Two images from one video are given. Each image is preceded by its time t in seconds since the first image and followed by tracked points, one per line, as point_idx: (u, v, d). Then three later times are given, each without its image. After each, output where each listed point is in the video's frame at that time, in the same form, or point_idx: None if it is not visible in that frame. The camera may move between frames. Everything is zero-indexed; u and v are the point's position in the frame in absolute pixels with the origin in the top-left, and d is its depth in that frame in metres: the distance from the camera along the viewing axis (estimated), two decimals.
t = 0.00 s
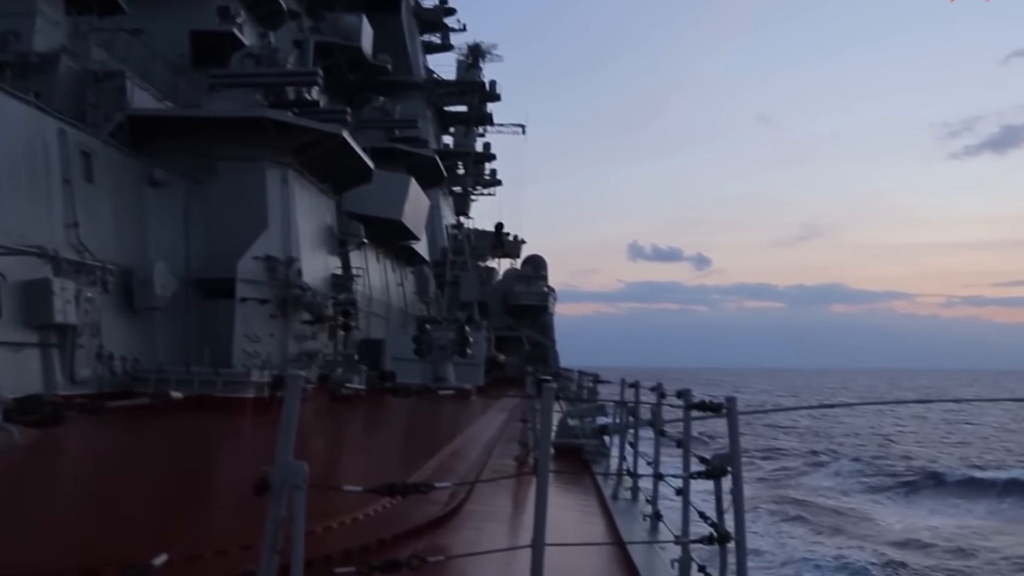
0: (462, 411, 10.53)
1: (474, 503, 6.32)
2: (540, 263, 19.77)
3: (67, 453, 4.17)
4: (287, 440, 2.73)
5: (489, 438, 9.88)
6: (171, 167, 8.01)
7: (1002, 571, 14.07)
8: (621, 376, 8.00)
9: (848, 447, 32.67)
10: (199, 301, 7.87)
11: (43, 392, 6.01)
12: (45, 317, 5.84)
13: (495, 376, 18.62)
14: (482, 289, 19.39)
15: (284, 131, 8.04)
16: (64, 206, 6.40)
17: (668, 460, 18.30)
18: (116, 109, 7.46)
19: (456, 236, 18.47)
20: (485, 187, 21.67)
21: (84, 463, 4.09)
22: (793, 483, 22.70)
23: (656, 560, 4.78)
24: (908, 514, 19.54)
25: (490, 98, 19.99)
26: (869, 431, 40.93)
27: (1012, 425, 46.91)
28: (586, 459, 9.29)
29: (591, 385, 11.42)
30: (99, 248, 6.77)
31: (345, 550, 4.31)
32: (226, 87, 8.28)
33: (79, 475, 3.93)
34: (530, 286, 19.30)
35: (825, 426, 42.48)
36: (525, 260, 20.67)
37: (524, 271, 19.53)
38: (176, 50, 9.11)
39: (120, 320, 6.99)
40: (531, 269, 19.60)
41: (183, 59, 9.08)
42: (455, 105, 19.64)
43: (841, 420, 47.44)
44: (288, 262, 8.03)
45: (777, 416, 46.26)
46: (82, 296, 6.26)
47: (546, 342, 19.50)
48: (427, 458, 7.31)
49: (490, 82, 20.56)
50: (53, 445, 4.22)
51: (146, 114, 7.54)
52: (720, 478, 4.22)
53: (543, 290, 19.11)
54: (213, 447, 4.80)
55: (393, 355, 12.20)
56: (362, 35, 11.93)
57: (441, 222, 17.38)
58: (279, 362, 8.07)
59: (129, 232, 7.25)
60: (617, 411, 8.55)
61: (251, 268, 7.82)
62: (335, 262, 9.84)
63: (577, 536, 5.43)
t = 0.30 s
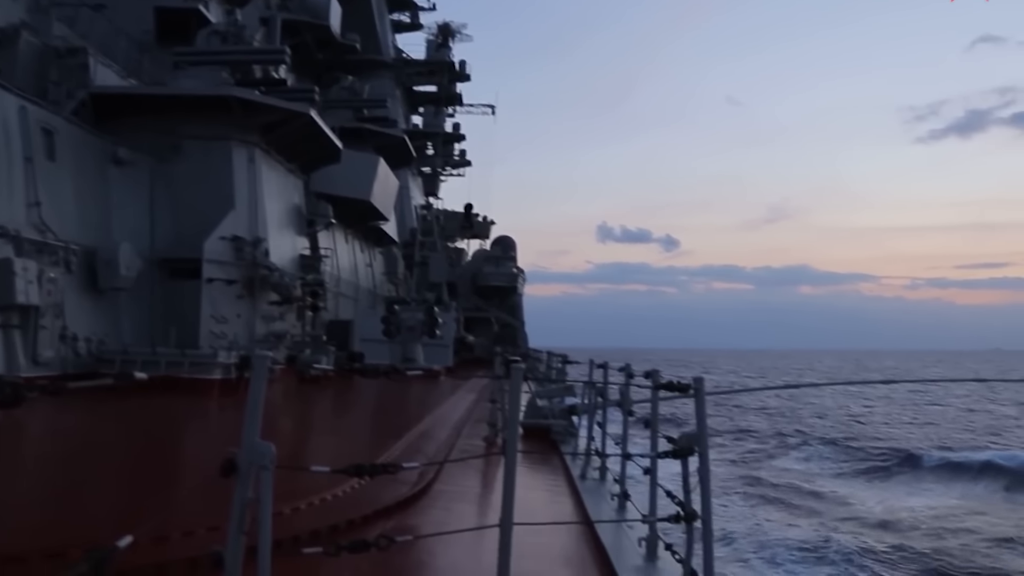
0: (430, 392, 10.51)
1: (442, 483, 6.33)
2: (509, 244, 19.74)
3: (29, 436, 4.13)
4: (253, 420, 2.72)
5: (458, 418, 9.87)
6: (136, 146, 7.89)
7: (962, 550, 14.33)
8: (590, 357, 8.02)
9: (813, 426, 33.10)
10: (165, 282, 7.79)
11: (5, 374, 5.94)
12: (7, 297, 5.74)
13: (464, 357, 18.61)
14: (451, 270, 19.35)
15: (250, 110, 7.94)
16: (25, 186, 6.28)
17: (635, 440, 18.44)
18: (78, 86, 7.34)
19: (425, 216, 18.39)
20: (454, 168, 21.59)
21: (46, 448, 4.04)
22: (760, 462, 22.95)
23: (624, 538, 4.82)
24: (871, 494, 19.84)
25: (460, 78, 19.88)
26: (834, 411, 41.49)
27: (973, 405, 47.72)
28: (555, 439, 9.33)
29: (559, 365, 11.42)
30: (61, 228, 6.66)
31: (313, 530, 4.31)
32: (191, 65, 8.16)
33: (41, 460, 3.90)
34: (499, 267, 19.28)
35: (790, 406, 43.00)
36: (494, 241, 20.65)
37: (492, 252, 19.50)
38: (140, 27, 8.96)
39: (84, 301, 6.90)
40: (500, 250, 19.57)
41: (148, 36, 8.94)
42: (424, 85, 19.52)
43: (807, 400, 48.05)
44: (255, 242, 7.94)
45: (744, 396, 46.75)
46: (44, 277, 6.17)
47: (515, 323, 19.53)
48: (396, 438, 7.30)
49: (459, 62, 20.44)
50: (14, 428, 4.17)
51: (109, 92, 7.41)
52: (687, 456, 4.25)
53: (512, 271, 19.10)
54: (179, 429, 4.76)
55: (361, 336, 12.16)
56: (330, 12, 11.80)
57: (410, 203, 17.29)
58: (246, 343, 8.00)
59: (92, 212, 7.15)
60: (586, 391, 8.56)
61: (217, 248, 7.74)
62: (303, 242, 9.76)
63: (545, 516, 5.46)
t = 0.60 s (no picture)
0: (395, 370, 10.47)
1: (407, 460, 6.31)
2: (475, 221, 19.70)
3: None
4: (214, 401, 2.69)
5: (422, 395, 9.85)
6: (94, 120, 7.73)
7: (920, 522, 14.61)
8: (555, 332, 8.02)
9: (775, 402, 33.52)
10: (125, 259, 7.67)
11: None
12: None
13: (429, 334, 18.61)
14: (416, 247, 19.29)
15: (211, 85, 7.81)
16: None
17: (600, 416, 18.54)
18: (34, 60, 7.24)
19: (390, 193, 18.29)
20: (419, 144, 21.47)
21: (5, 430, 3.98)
22: (722, 438, 23.23)
23: (588, 513, 4.84)
24: (831, 468, 20.14)
25: (425, 54, 19.72)
26: (795, 387, 42.08)
27: (931, 381, 48.57)
28: (520, 415, 9.34)
29: (524, 342, 11.42)
30: (16, 204, 6.52)
31: (277, 509, 4.30)
32: (150, 38, 8.00)
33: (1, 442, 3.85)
34: (465, 244, 19.26)
35: (753, 382, 43.51)
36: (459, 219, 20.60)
37: (458, 229, 19.47)
38: None
39: (42, 279, 6.77)
40: (465, 227, 19.53)
41: (105, 8, 8.76)
42: (389, 61, 19.35)
43: (769, 376, 48.67)
44: (217, 219, 7.84)
45: (707, 372, 47.23)
46: None
47: (480, 300, 19.55)
48: (361, 415, 7.31)
49: (425, 38, 20.28)
50: None
51: (65, 65, 7.25)
52: (650, 432, 4.27)
53: (477, 248, 19.09)
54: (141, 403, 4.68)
55: (326, 313, 12.10)
56: None
57: (375, 179, 17.18)
58: (208, 320, 7.91)
59: (48, 188, 7.01)
60: (550, 368, 8.57)
61: (178, 225, 7.63)
62: (265, 219, 9.65)
63: (510, 492, 5.47)
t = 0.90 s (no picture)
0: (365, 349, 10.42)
1: (377, 439, 6.31)
2: (445, 200, 19.61)
3: None
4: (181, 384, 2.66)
5: (392, 375, 9.81)
6: (57, 97, 7.57)
7: (887, 500, 14.84)
8: (525, 312, 8.02)
9: (743, 380, 33.83)
10: (90, 239, 7.56)
11: None
12: None
13: (399, 313, 18.59)
14: (386, 226, 19.19)
15: (177, 63, 7.68)
16: None
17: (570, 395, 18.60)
18: None
19: (359, 171, 18.18)
20: (388, 122, 21.33)
21: None
22: (691, 415, 23.43)
23: (558, 490, 4.86)
24: (798, 444, 20.38)
25: (394, 32, 19.54)
26: (763, 364, 42.50)
27: (896, 358, 49.25)
28: (491, 394, 9.34)
29: (494, 321, 11.41)
30: None
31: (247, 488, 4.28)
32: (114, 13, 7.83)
33: None
34: (434, 223, 19.18)
35: (720, 359, 43.90)
36: (429, 197, 20.52)
37: (428, 207, 19.39)
38: None
39: (5, 260, 6.64)
40: (435, 205, 19.46)
41: None
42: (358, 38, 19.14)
43: (736, 353, 49.13)
44: (184, 198, 7.74)
45: (675, 350, 47.59)
46: None
47: (450, 279, 19.52)
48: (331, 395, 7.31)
49: (394, 14, 20.09)
50: None
51: (27, 41, 7.10)
52: (619, 410, 4.29)
53: (447, 227, 19.03)
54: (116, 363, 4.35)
55: (295, 292, 12.02)
56: None
57: (344, 157, 17.05)
58: (176, 300, 7.82)
59: (11, 167, 6.88)
60: (520, 346, 8.55)
61: (144, 204, 7.52)
62: (233, 197, 9.55)
63: (479, 469, 5.50)
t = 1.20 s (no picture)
0: (333, 324, 10.35)
1: (343, 415, 6.28)
2: (412, 175, 19.48)
3: None
4: (143, 356, 2.62)
5: (359, 349, 9.76)
6: (13, 69, 7.41)
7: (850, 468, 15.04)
8: (491, 286, 7.98)
9: (710, 355, 34.07)
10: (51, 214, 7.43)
11: None
12: None
13: (365, 289, 18.50)
14: (352, 201, 19.04)
15: (138, 35, 7.52)
16: None
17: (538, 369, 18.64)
18: None
19: (325, 146, 18.00)
20: (354, 97, 21.12)
21: None
22: (657, 389, 23.59)
23: (525, 464, 4.87)
24: (764, 416, 20.60)
25: (360, 5, 19.31)
26: (728, 339, 42.87)
27: (860, 333, 49.85)
28: (458, 369, 9.30)
29: (461, 295, 11.38)
30: None
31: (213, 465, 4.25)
32: None
33: None
34: (401, 198, 19.08)
35: (686, 334, 44.21)
36: (395, 172, 20.38)
37: (395, 183, 19.27)
38: None
39: None
40: (402, 180, 19.35)
41: None
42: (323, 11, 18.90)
43: (702, 329, 49.49)
44: (147, 172, 7.61)
45: (642, 325, 47.86)
46: None
47: (417, 254, 19.45)
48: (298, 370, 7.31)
49: None
50: None
51: None
52: (585, 384, 4.30)
53: (414, 202, 18.94)
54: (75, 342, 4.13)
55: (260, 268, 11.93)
56: None
57: (309, 131, 16.90)
58: (138, 276, 7.72)
59: None
60: (488, 320, 8.53)
61: (105, 178, 7.40)
62: (196, 172, 9.43)
63: (446, 444, 5.51)
